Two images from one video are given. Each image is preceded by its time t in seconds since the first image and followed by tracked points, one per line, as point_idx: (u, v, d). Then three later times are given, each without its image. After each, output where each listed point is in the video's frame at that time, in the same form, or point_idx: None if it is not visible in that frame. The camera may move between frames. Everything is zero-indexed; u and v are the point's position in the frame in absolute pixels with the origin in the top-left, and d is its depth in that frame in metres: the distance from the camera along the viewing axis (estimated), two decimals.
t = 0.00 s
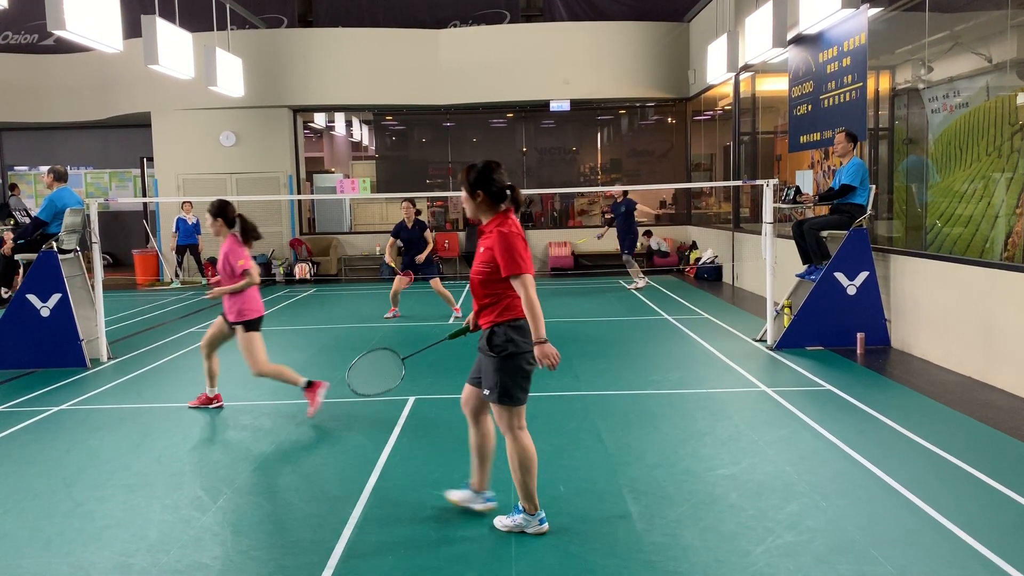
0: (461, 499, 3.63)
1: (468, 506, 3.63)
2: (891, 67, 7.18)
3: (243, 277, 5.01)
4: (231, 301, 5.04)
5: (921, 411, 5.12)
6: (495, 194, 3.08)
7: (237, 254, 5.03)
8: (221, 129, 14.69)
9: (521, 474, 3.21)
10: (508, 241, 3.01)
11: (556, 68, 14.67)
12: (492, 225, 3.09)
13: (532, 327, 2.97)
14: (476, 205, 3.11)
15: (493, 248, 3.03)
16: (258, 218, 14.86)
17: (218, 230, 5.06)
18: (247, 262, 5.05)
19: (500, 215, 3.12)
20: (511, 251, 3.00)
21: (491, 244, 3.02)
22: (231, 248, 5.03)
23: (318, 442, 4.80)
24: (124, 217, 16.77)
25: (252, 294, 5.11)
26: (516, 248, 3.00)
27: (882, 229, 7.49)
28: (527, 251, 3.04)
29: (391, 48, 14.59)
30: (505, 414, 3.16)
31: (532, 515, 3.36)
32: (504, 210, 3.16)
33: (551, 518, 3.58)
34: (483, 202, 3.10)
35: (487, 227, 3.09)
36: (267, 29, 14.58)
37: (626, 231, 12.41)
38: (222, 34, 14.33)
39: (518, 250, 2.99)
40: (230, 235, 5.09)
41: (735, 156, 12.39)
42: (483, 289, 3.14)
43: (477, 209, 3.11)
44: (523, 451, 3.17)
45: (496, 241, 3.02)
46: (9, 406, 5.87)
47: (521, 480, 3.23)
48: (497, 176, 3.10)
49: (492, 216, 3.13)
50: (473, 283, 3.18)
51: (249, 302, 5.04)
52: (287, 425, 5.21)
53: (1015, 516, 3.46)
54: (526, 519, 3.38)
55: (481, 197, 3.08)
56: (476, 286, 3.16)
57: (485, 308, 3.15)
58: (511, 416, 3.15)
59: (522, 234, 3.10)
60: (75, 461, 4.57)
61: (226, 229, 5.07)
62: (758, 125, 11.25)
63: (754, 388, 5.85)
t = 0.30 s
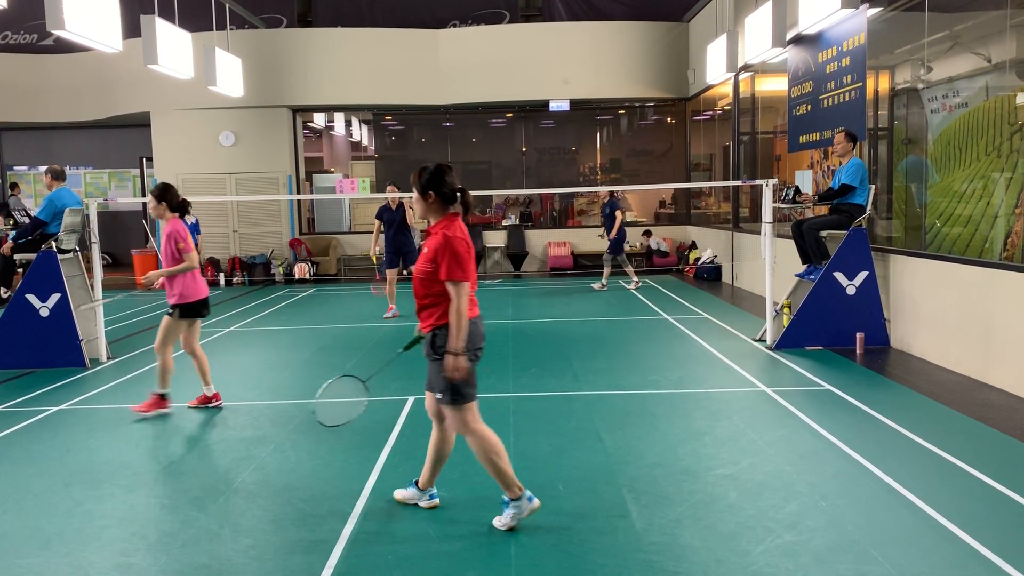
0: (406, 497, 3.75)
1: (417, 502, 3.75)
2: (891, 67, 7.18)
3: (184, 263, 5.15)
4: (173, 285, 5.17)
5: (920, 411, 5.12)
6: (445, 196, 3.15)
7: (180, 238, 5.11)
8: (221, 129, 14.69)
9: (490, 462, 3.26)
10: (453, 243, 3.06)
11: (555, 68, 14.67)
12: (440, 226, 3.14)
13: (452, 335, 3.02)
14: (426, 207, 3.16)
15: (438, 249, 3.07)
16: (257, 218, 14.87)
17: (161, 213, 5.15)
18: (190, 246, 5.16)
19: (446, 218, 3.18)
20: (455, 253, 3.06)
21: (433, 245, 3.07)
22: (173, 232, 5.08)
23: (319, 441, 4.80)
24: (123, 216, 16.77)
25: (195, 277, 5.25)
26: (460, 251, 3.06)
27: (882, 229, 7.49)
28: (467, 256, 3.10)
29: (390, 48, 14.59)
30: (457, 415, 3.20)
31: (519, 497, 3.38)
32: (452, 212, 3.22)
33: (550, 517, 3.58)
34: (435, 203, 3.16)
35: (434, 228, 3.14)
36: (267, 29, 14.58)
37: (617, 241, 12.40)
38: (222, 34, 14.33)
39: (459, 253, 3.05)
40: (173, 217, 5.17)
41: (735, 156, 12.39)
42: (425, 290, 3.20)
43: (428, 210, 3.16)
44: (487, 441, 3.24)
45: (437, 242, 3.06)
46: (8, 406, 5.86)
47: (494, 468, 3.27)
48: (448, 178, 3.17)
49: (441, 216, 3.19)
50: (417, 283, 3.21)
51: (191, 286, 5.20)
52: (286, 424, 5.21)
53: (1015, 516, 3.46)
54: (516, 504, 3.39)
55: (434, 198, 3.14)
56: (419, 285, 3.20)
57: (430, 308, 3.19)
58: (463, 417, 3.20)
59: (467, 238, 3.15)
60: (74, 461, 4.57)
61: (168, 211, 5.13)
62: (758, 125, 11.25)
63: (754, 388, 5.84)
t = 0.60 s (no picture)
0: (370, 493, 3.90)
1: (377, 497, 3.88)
2: (890, 67, 7.17)
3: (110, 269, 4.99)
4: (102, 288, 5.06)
5: (920, 411, 5.12)
6: (394, 194, 3.24)
7: (116, 246, 4.97)
8: (220, 130, 14.68)
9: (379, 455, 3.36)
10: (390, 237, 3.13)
11: (555, 68, 14.67)
12: (386, 223, 3.21)
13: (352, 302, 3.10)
14: (377, 204, 3.26)
15: (378, 242, 3.15)
16: (257, 218, 14.86)
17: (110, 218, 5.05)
18: (124, 256, 4.99)
19: (393, 218, 3.24)
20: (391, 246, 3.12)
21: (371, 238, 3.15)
22: (112, 238, 4.97)
23: (317, 442, 4.80)
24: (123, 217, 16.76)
25: (125, 286, 5.09)
26: (396, 245, 3.12)
27: (881, 229, 7.49)
28: (400, 252, 3.12)
29: (390, 49, 14.59)
30: (359, 401, 3.26)
31: (397, 485, 3.55)
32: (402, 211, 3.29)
33: (549, 518, 3.58)
34: (385, 201, 3.25)
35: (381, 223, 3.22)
36: (266, 29, 14.57)
37: (593, 238, 12.23)
38: (221, 34, 14.32)
39: (393, 248, 3.10)
40: (120, 224, 5.04)
41: (734, 156, 12.38)
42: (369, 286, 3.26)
43: (378, 207, 3.25)
44: (377, 434, 3.32)
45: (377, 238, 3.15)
46: (6, 407, 5.85)
47: (383, 459, 3.39)
48: (397, 177, 3.27)
49: (391, 214, 3.27)
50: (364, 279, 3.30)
51: (113, 294, 5.02)
52: (285, 425, 5.21)
53: (1014, 516, 3.46)
54: (394, 492, 3.57)
55: (384, 196, 3.24)
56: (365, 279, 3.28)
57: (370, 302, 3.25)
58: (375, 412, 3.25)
59: (407, 236, 3.18)
60: (72, 461, 4.56)
61: (117, 218, 5.01)
62: (757, 125, 11.25)
63: (753, 388, 5.84)
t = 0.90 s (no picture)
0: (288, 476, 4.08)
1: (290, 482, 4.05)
2: (889, 68, 7.17)
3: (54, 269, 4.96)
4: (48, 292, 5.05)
5: (919, 412, 5.12)
6: (330, 200, 3.27)
7: (56, 243, 5.00)
8: (219, 130, 14.67)
9: (306, 460, 3.51)
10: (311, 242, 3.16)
11: (554, 69, 14.67)
12: (320, 228, 3.24)
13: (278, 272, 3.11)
14: (314, 209, 3.29)
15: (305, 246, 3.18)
16: (256, 219, 14.86)
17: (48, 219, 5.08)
18: (63, 253, 4.99)
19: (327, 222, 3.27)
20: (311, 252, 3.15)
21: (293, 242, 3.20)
22: (53, 237, 5.04)
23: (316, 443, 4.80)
24: (122, 217, 16.76)
25: (71, 287, 5.04)
26: (320, 252, 3.13)
27: (880, 230, 7.49)
28: (324, 258, 3.13)
29: (389, 49, 14.59)
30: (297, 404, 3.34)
31: (303, 494, 3.67)
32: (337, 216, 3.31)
33: (548, 518, 3.58)
34: (321, 206, 3.28)
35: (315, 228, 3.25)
36: (265, 29, 14.58)
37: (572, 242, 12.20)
38: (219, 35, 14.31)
39: (317, 254, 3.13)
40: (60, 223, 5.09)
41: (734, 157, 12.36)
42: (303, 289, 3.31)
43: (314, 213, 3.29)
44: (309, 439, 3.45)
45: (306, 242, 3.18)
46: (5, 407, 5.84)
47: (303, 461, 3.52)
48: (333, 183, 3.29)
49: (328, 220, 3.30)
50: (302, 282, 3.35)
51: (60, 296, 4.98)
52: (284, 425, 5.21)
53: (1013, 517, 3.45)
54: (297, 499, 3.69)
55: (319, 202, 3.27)
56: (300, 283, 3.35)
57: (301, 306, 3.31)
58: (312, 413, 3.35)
59: (336, 242, 3.19)
60: (69, 462, 4.55)
61: (57, 218, 5.08)
62: (756, 126, 11.25)
63: (753, 389, 5.84)
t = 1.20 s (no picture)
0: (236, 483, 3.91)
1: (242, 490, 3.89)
2: (889, 68, 7.17)
3: None
4: None
5: (919, 412, 5.12)
6: (270, 199, 3.38)
7: None
8: (219, 130, 14.67)
9: (294, 460, 3.53)
10: (252, 240, 3.26)
11: (554, 68, 14.67)
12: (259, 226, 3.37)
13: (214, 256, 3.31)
14: (257, 207, 3.41)
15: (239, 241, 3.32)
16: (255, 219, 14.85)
17: None
18: None
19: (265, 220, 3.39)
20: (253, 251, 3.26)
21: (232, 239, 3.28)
22: None
23: (316, 443, 4.80)
24: (122, 217, 16.75)
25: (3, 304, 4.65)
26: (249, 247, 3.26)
27: (880, 230, 7.49)
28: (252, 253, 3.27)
29: (388, 49, 14.59)
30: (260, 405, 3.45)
31: (303, 495, 3.68)
32: (278, 214, 3.42)
33: (548, 518, 3.58)
34: (263, 204, 3.39)
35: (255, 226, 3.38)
36: (265, 30, 14.57)
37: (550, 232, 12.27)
38: (219, 35, 14.30)
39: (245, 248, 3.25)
40: None
41: (734, 157, 12.35)
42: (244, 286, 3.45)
43: (257, 211, 3.40)
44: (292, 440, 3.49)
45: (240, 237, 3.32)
46: (4, 407, 5.84)
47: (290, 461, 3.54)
48: (276, 182, 3.39)
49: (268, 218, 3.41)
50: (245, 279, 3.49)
51: None
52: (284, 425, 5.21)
53: (1013, 518, 3.45)
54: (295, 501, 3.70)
55: (262, 200, 3.37)
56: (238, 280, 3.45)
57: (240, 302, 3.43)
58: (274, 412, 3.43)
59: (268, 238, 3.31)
60: (69, 462, 4.55)
61: None
62: (756, 126, 11.25)
63: (752, 389, 5.84)
